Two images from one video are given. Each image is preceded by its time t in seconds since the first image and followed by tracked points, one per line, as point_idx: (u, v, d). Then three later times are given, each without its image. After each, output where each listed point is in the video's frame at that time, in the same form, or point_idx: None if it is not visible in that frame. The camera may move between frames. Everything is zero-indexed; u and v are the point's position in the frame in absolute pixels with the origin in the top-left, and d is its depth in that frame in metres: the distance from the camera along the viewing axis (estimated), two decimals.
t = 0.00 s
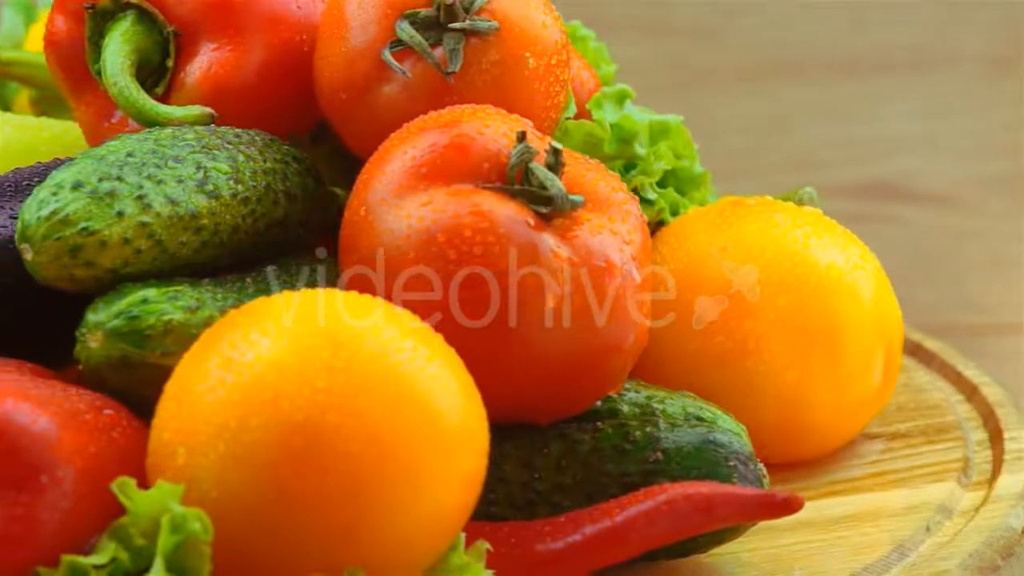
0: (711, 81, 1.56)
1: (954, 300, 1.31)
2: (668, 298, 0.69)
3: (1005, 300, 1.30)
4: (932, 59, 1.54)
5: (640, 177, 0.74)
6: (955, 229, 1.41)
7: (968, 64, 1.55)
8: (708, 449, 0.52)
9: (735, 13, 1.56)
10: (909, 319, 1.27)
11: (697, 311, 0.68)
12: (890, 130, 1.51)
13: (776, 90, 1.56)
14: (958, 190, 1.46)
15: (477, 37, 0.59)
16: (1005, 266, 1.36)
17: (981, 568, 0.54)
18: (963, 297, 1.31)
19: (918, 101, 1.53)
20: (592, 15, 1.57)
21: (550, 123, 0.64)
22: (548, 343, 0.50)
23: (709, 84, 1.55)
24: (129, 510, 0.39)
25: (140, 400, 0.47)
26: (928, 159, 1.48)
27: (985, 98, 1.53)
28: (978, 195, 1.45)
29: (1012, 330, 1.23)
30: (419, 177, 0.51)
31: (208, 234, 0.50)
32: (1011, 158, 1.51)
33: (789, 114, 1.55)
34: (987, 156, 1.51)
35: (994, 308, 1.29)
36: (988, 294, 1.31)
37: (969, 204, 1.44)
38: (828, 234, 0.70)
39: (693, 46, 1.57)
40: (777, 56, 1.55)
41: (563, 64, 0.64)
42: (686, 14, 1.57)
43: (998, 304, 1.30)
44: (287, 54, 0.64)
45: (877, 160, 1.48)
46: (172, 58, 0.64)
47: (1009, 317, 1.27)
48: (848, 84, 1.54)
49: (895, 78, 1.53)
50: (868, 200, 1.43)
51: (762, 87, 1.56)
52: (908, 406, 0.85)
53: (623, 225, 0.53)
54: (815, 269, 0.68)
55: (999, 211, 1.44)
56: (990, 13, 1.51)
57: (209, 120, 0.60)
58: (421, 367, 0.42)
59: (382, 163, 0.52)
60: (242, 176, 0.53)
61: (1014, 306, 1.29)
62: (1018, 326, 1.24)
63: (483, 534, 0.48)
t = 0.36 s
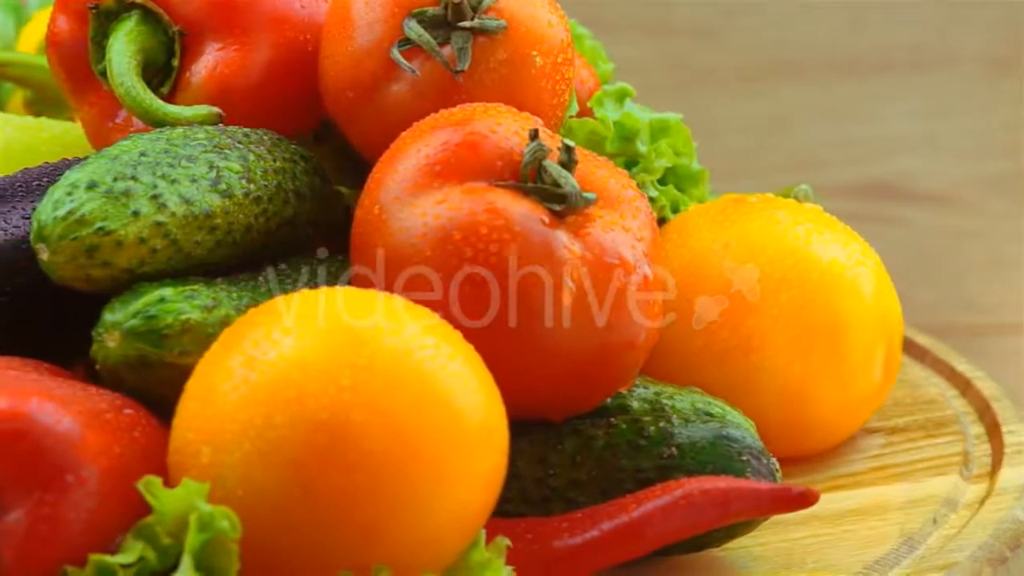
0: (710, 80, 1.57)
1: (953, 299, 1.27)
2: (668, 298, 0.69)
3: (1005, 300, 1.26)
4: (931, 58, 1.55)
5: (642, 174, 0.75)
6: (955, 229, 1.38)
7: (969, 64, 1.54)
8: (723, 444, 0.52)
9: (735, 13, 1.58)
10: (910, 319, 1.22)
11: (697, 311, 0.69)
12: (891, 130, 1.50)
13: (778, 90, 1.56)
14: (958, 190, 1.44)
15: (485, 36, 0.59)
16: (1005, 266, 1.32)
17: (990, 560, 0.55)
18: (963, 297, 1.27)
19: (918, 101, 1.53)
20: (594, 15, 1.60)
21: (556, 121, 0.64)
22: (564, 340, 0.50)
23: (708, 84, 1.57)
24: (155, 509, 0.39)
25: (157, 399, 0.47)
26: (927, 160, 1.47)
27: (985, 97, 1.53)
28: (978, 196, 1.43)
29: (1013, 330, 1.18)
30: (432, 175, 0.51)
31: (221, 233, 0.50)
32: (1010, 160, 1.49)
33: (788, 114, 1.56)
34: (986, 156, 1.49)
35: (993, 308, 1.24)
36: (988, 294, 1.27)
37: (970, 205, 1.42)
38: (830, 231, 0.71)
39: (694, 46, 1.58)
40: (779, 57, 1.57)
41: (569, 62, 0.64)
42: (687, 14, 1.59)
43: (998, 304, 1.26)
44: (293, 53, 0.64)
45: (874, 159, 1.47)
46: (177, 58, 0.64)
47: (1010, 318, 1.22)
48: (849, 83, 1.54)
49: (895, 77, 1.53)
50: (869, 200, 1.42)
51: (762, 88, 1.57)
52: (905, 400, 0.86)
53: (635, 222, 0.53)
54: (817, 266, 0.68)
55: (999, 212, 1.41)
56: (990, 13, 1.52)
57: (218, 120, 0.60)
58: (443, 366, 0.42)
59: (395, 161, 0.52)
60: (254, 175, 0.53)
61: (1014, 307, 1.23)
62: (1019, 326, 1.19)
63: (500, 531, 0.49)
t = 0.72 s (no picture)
0: (711, 81, 1.57)
1: (953, 299, 1.32)
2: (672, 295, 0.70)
3: (1009, 299, 1.31)
4: (935, 57, 1.52)
5: (644, 171, 0.76)
6: (955, 229, 1.41)
7: (971, 64, 1.52)
8: (740, 437, 0.53)
9: (737, 14, 1.57)
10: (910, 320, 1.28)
11: (697, 310, 0.69)
12: (892, 129, 1.51)
13: (776, 90, 1.56)
14: (959, 190, 1.45)
15: (495, 34, 0.59)
16: (1003, 266, 1.37)
17: (1001, 548, 0.56)
18: (961, 296, 1.32)
19: (920, 101, 1.52)
20: (603, 14, 1.57)
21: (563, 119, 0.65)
22: (585, 335, 0.50)
23: (710, 84, 1.57)
24: (188, 507, 0.38)
25: (179, 398, 0.47)
26: (928, 159, 1.48)
27: (988, 97, 1.51)
28: (979, 196, 1.44)
29: (1013, 330, 1.25)
30: (450, 173, 0.51)
31: (239, 232, 0.50)
32: (1006, 160, 1.48)
33: (789, 113, 1.56)
34: (984, 157, 1.49)
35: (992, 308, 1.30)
36: (988, 294, 1.32)
37: (969, 204, 1.43)
38: (832, 227, 0.71)
39: (694, 45, 1.58)
40: (780, 56, 1.56)
41: (575, 61, 0.64)
42: (689, 14, 1.58)
43: (1001, 304, 1.31)
44: (299, 53, 0.64)
45: (875, 159, 1.49)
46: (183, 57, 0.64)
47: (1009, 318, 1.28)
48: (849, 83, 1.53)
49: (895, 78, 1.52)
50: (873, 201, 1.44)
51: (762, 88, 1.57)
52: (900, 393, 0.87)
53: (649, 218, 0.54)
54: (820, 262, 0.69)
55: (998, 212, 1.43)
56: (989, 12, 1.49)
57: (228, 120, 0.60)
58: (471, 363, 0.42)
59: (412, 159, 0.52)
60: (269, 174, 0.53)
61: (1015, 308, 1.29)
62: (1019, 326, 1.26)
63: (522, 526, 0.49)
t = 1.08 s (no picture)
0: (709, 82, 1.53)
1: (954, 298, 1.38)
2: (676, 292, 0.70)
3: (1009, 298, 1.36)
4: (935, 57, 1.48)
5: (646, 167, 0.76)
6: (955, 229, 1.43)
7: (970, 64, 1.48)
8: (755, 430, 0.53)
9: (736, 13, 1.51)
10: (909, 320, 1.34)
11: (698, 310, 0.70)
12: (892, 129, 1.48)
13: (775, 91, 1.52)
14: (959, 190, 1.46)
15: (504, 32, 0.60)
16: (1003, 266, 1.41)
17: (1010, 536, 0.57)
18: (963, 296, 1.37)
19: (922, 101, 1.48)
20: (594, 15, 1.52)
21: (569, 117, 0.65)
22: (603, 331, 0.51)
23: (709, 85, 1.53)
24: (221, 504, 0.38)
25: (200, 397, 0.47)
26: (928, 159, 1.48)
27: (988, 97, 1.48)
28: (979, 195, 1.45)
29: (1012, 329, 1.30)
30: (467, 171, 0.51)
31: (257, 231, 0.50)
32: (1005, 159, 1.47)
33: (788, 113, 1.53)
34: (985, 156, 1.48)
35: (993, 308, 1.35)
36: (989, 294, 1.37)
37: (969, 204, 1.44)
38: (832, 224, 0.72)
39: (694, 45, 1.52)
40: (779, 56, 1.51)
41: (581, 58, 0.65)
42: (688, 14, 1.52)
43: (1001, 303, 1.36)
44: (305, 53, 0.64)
45: (874, 158, 1.48)
46: (190, 57, 0.63)
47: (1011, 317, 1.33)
48: (849, 83, 1.49)
49: (896, 78, 1.48)
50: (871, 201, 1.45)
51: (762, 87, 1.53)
52: (894, 386, 0.88)
53: (662, 213, 0.54)
54: (822, 258, 0.70)
55: (1000, 212, 1.44)
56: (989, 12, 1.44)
57: (238, 119, 0.59)
58: (498, 359, 0.43)
59: (428, 157, 0.53)
60: (284, 173, 0.53)
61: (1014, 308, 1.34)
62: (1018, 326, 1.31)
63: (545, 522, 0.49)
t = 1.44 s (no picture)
0: (712, 81, 1.45)
1: (954, 300, 1.39)
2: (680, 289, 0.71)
3: (1007, 299, 1.37)
4: (936, 57, 1.41)
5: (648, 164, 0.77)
6: (955, 229, 1.40)
7: (971, 64, 1.41)
8: (770, 423, 0.54)
9: (743, 13, 1.43)
10: (910, 321, 1.38)
11: (697, 312, 0.70)
12: (892, 129, 1.41)
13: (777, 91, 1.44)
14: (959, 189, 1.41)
15: (512, 31, 0.60)
16: (1002, 267, 1.41)
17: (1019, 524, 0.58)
18: (963, 296, 1.39)
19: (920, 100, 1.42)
20: (592, 15, 1.43)
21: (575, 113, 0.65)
22: (620, 327, 0.51)
23: (712, 85, 1.45)
24: (254, 502, 0.39)
25: (222, 395, 0.47)
26: (930, 158, 1.42)
27: (986, 98, 1.42)
28: (979, 195, 1.41)
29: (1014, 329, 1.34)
30: (484, 169, 0.52)
31: (274, 230, 0.50)
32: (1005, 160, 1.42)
33: (789, 113, 1.45)
34: (988, 154, 1.42)
35: (993, 309, 1.37)
36: (988, 295, 1.38)
37: (969, 204, 1.40)
38: (832, 220, 0.73)
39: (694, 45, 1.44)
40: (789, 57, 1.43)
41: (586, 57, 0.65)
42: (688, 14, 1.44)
43: (999, 304, 1.38)
44: (311, 52, 0.64)
45: (876, 159, 1.42)
46: (196, 57, 0.63)
47: (1014, 316, 1.36)
48: (850, 83, 1.42)
49: (894, 77, 1.41)
50: (869, 201, 1.41)
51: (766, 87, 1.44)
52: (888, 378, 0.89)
53: (675, 208, 0.55)
54: (823, 253, 0.71)
55: (1000, 212, 1.41)
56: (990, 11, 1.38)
57: (247, 119, 0.59)
58: (523, 354, 0.43)
59: (442, 155, 0.53)
60: (298, 172, 0.53)
61: (1016, 307, 1.36)
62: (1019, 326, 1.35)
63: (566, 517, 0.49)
